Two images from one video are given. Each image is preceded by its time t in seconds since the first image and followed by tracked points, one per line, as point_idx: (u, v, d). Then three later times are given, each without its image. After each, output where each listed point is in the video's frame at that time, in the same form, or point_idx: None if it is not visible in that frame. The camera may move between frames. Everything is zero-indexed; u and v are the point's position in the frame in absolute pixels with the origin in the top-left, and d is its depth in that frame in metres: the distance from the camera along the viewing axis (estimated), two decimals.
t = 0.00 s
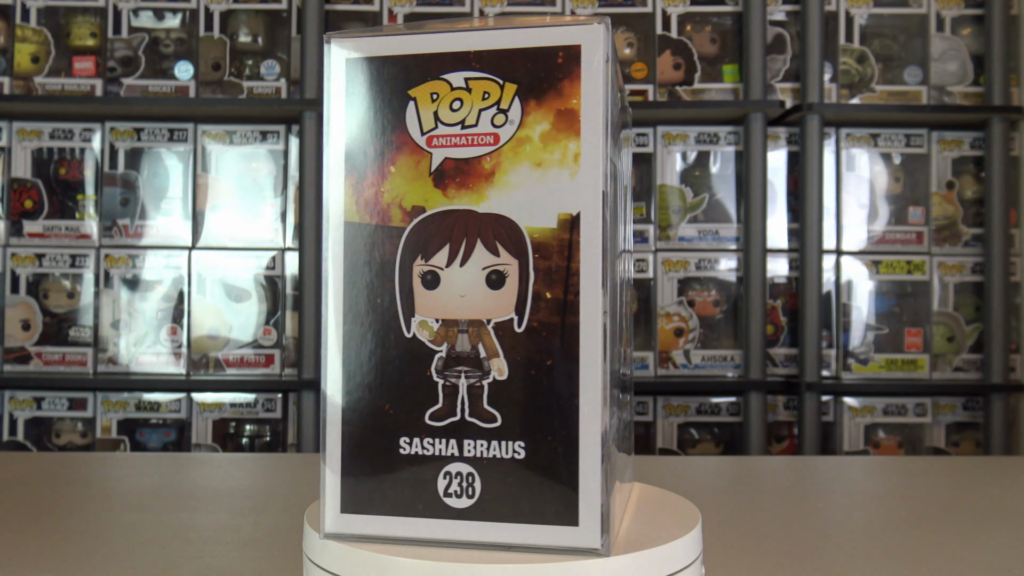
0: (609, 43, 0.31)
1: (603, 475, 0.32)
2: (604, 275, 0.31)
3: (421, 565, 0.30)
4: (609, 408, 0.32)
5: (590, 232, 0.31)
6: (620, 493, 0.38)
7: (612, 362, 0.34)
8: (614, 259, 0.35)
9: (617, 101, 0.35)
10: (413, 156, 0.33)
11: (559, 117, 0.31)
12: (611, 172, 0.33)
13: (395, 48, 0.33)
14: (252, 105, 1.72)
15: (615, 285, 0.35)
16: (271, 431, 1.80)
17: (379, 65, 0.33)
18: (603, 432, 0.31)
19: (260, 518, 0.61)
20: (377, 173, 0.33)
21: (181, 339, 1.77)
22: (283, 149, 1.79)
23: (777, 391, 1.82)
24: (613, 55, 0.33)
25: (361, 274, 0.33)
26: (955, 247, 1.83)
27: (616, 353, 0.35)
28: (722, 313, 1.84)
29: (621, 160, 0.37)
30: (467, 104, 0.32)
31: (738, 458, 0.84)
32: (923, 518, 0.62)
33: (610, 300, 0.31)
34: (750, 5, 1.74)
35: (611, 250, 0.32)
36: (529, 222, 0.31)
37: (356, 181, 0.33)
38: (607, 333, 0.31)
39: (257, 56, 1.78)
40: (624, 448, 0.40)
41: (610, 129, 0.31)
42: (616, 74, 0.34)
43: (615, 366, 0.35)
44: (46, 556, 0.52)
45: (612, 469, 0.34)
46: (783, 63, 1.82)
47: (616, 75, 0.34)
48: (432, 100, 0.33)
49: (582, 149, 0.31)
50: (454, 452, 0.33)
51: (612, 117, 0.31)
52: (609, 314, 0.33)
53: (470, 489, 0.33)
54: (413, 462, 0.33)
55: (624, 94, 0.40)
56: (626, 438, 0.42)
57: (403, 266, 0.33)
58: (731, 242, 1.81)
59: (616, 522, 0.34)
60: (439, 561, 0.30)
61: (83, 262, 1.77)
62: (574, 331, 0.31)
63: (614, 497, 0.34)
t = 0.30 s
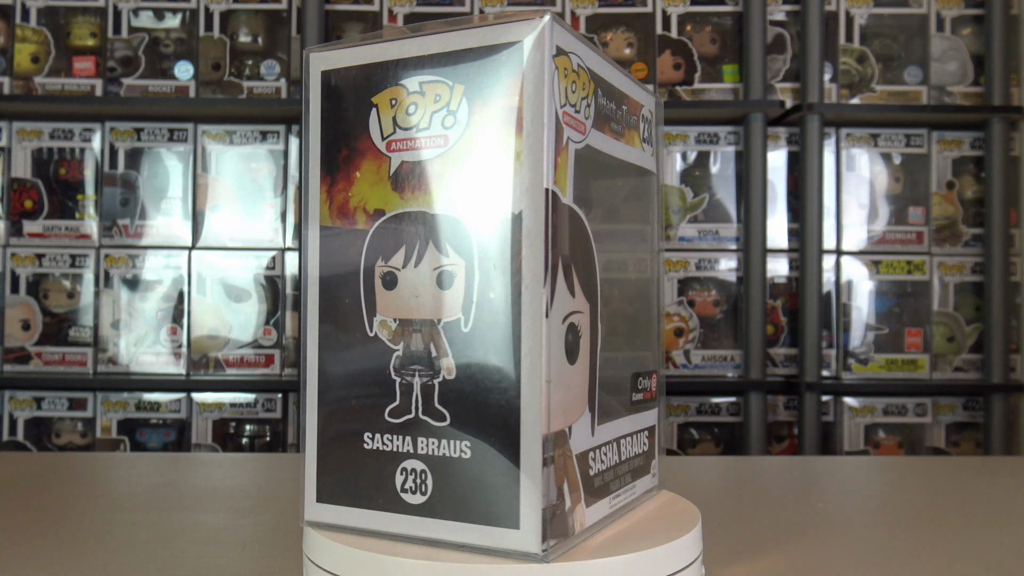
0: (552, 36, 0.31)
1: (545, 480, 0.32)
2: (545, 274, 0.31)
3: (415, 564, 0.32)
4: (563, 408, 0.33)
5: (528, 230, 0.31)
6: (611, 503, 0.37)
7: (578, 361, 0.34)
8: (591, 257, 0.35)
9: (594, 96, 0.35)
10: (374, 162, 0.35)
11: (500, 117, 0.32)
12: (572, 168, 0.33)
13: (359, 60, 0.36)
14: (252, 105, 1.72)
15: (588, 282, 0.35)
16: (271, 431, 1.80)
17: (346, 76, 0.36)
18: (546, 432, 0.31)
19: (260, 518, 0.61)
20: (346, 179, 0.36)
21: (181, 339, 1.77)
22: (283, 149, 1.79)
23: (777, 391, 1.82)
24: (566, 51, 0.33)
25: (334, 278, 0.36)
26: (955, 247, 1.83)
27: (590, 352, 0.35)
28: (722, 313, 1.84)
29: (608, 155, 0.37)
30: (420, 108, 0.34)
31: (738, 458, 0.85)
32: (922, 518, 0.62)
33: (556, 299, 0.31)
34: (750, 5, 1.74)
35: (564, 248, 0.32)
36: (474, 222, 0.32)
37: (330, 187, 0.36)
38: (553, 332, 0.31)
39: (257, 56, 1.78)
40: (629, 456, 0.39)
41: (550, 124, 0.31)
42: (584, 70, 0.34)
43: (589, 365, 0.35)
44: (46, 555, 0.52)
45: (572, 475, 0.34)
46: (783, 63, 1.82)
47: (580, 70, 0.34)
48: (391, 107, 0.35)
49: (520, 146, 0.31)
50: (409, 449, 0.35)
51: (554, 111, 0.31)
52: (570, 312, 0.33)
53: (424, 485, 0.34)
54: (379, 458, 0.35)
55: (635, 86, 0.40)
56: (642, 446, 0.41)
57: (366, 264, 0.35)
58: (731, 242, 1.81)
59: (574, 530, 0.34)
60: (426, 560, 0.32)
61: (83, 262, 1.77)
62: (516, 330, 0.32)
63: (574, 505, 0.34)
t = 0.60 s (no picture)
0: (491, 31, 0.31)
1: (485, 482, 0.31)
2: (486, 271, 0.30)
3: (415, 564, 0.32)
4: (516, 409, 0.32)
5: (469, 229, 0.30)
6: (595, 509, 0.36)
7: (540, 361, 0.33)
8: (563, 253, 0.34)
9: (564, 91, 0.34)
10: (349, 167, 0.35)
11: (445, 119, 0.32)
12: (526, 164, 0.32)
13: (339, 69, 0.37)
14: (252, 105, 1.72)
15: (555, 281, 0.34)
16: (271, 431, 1.80)
17: (330, 86, 0.37)
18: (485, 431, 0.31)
19: (260, 518, 0.61)
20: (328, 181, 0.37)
21: (181, 339, 1.77)
22: (283, 149, 1.79)
23: (777, 391, 1.82)
24: (518, 47, 0.32)
25: (322, 279, 0.37)
26: (955, 247, 1.83)
27: (560, 353, 0.34)
28: (722, 313, 1.84)
29: (588, 150, 0.35)
30: (384, 110, 0.34)
31: (739, 458, 0.84)
32: (922, 518, 0.62)
33: (501, 299, 0.31)
34: (750, 5, 1.74)
35: (513, 245, 0.31)
36: (424, 222, 0.32)
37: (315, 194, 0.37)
38: (497, 330, 0.31)
39: (257, 56, 1.78)
40: (630, 462, 0.38)
41: (489, 120, 0.30)
42: (544, 64, 0.33)
43: (559, 367, 0.34)
44: (46, 555, 0.52)
45: (528, 476, 0.32)
46: (783, 63, 1.82)
47: (539, 66, 0.33)
48: (362, 113, 0.35)
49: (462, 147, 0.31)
50: (374, 444, 0.35)
51: (496, 109, 0.31)
52: (529, 312, 0.32)
53: (386, 480, 0.34)
54: (353, 452, 0.36)
55: (636, 77, 0.38)
56: (650, 452, 0.39)
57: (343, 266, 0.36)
58: (731, 242, 1.81)
59: (529, 533, 0.33)
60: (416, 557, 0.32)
61: (83, 262, 1.77)
62: (457, 331, 0.31)
63: (529, 507, 0.33)
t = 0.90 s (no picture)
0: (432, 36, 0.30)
1: (425, 481, 0.30)
2: (425, 270, 0.30)
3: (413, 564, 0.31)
4: (470, 410, 0.31)
5: (412, 230, 0.30)
6: (569, 513, 0.34)
7: (501, 361, 0.32)
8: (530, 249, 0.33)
9: (530, 87, 0.33)
10: (337, 175, 0.36)
11: (397, 122, 0.32)
12: (479, 165, 0.31)
13: (332, 80, 0.38)
14: (252, 105, 1.72)
15: (520, 281, 0.33)
16: (271, 431, 1.81)
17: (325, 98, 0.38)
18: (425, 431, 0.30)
19: (260, 518, 0.61)
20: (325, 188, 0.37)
21: (181, 339, 1.77)
22: (283, 149, 1.79)
23: (777, 391, 1.82)
24: (470, 49, 0.31)
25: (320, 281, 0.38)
26: (955, 247, 1.83)
27: (526, 355, 0.33)
28: (722, 313, 1.84)
29: (565, 147, 0.34)
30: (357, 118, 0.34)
31: (739, 458, 0.84)
32: (921, 518, 0.62)
33: (446, 299, 0.30)
34: (750, 5, 1.74)
35: (461, 243, 0.31)
36: (383, 225, 0.32)
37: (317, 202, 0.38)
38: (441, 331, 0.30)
39: (257, 57, 1.78)
40: (620, 469, 0.36)
41: (429, 124, 0.30)
42: (502, 63, 0.32)
43: (524, 370, 0.33)
44: (46, 556, 0.52)
45: (479, 476, 0.31)
46: (783, 63, 1.81)
47: (496, 66, 0.32)
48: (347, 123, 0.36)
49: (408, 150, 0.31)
50: (352, 438, 0.35)
51: (440, 111, 0.30)
52: (485, 313, 0.31)
53: (359, 473, 0.35)
54: (339, 444, 0.37)
55: (628, 68, 0.36)
56: (648, 460, 0.37)
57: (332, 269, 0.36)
58: (731, 242, 1.81)
59: (481, 533, 0.32)
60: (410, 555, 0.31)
61: (83, 262, 1.77)
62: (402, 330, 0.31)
63: (482, 507, 0.32)
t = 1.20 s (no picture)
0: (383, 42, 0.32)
1: (375, 474, 0.32)
2: (372, 271, 0.31)
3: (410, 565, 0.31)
4: (424, 406, 0.32)
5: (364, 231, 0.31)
6: (537, 515, 0.34)
7: (459, 361, 0.33)
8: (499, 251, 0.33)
9: (492, 86, 0.33)
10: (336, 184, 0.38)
11: (360, 131, 0.33)
12: (435, 165, 0.32)
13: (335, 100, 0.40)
14: (251, 105, 1.71)
15: (482, 283, 0.33)
16: (271, 431, 1.81)
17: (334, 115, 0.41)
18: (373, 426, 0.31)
19: (261, 518, 0.61)
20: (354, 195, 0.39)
21: (181, 339, 1.77)
22: (283, 149, 1.79)
23: (777, 391, 1.82)
24: (422, 53, 0.32)
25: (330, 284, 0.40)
26: (955, 247, 1.82)
27: (490, 355, 0.33)
28: (722, 313, 1.84)
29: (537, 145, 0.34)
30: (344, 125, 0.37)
31: (738, 458, 0.84)
32: (919, 518, 0.62)
33: (396, 299, 0.31)
34: (750, 6, 1.74)
35: (413, 245, 0.32)
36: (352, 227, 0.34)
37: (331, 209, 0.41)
38: (390, 328, 0.31)
39: (256, 57, 1.78)
40: (601, 474, 0.35)
41: (377, 127, 0.31)
42: (458, 64, 0.33)
43: (487, 368, 0.33)
44: (46, 556, 0.52)
45: (433, 473, 0.33)
46: (783, 63, 1.81)
47: (451, 67, 0.33)
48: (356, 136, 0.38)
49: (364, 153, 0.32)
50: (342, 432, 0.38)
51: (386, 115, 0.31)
52: (442, 314, 0.32)
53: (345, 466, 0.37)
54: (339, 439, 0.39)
55: (608, 61, 0.35)
56: (636, 467, 0.36)
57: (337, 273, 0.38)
58: (731, 242, 1.81)
59: (435, 530, 0.33)
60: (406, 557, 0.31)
61: (83, 262, 1.77)
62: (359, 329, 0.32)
63: (437, 504, 0.33)
